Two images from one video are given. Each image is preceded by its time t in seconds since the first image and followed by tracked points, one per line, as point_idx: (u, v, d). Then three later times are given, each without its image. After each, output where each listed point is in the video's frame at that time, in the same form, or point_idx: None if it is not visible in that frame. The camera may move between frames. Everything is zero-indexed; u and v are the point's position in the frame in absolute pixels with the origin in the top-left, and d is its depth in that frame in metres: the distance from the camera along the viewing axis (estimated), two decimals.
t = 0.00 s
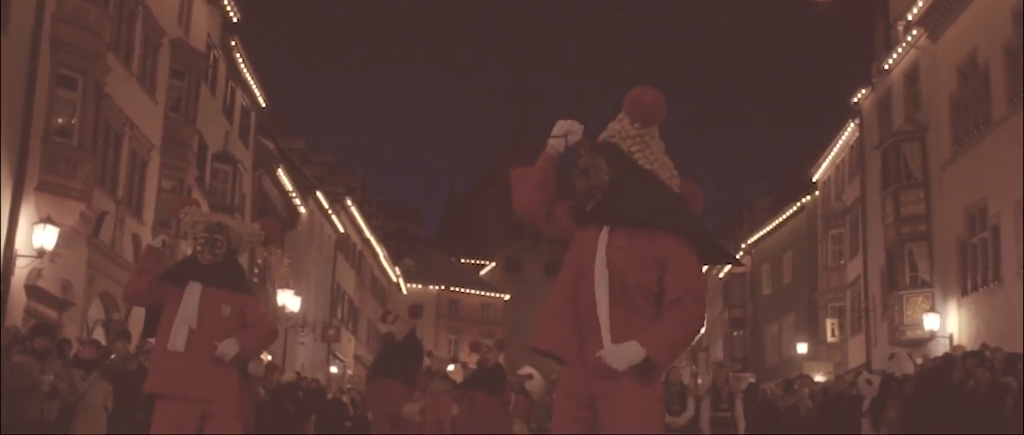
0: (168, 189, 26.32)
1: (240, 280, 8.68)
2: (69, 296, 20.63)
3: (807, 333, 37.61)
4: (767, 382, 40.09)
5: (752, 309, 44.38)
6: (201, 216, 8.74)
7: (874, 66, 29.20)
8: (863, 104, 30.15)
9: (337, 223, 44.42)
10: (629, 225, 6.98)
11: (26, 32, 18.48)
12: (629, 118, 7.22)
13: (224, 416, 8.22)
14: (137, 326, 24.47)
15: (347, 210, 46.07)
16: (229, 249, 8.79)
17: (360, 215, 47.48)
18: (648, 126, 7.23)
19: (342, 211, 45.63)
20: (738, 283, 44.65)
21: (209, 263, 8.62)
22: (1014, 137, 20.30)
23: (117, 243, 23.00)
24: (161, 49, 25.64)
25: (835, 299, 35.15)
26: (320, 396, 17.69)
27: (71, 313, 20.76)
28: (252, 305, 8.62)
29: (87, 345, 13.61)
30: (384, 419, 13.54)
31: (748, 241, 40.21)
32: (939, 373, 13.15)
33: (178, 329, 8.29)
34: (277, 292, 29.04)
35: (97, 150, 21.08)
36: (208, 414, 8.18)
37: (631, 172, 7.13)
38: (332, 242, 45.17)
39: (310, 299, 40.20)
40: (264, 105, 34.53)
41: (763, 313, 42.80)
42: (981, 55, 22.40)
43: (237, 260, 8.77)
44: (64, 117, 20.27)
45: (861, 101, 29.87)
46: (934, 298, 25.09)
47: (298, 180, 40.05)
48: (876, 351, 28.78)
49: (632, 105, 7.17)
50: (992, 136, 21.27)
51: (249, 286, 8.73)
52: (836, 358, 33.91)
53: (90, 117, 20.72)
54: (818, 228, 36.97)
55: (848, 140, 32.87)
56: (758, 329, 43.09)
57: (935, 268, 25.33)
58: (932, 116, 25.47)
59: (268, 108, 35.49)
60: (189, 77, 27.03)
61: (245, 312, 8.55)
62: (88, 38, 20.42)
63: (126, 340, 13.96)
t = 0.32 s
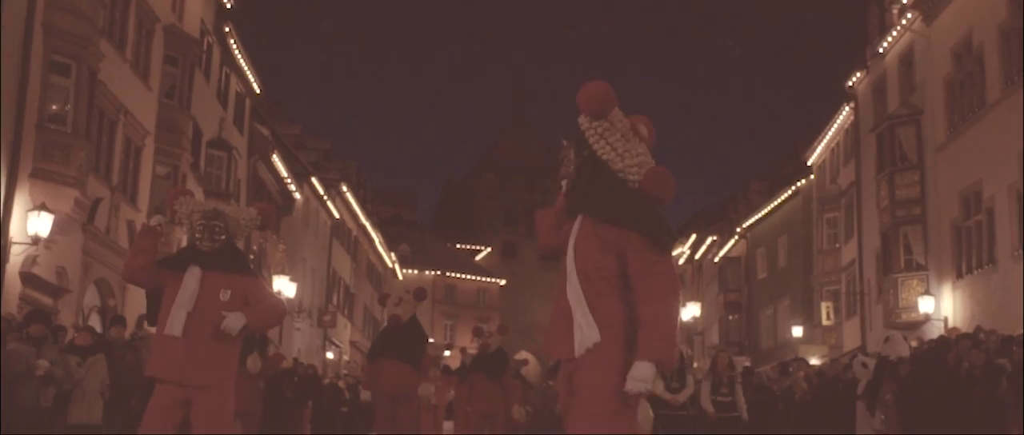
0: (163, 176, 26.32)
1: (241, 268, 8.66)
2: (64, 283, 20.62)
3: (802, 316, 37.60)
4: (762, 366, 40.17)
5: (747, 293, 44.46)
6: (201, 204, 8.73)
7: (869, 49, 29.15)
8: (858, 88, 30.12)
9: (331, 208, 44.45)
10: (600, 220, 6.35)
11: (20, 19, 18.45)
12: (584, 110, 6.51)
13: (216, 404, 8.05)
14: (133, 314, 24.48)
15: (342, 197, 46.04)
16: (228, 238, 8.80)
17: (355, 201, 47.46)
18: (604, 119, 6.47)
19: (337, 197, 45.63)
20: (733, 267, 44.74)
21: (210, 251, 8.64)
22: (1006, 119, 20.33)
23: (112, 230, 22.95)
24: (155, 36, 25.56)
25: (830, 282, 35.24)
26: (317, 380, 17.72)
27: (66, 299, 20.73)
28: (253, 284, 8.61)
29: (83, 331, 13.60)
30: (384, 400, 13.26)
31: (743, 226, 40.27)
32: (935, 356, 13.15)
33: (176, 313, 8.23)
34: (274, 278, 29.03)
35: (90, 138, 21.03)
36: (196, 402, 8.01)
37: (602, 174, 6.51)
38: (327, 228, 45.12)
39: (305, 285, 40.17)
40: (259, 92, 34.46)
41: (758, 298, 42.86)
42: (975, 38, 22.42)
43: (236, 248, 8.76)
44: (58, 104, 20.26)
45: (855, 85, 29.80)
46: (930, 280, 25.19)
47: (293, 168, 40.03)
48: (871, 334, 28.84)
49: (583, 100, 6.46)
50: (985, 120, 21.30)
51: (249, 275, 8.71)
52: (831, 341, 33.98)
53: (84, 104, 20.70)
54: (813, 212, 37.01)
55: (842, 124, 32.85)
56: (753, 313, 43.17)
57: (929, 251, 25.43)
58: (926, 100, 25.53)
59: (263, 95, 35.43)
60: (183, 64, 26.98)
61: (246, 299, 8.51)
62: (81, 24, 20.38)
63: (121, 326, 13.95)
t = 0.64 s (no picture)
0: (157, 161, 26.28)
1: (234, 249, 8.68)
2: (60, 267, 20.62)
3: (797, 299, 37.70)
4: (758, 349, 40.30)
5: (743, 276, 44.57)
6: (193, 186, 8.77)
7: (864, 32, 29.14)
8: (853, 71, 30.14)
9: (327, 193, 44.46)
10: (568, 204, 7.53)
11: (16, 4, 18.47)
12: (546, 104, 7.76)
13: (215, 379, 8.04)
14: (128, 300, 24.46)
15: (338, 181, 46.04)
16: (221, 218, 8.83)
17: (351, 186, 47.47)
18: (564, 107, 7.74)
19: (333, 182, 45.67)
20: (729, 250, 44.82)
21: (202, 229, 8.69)
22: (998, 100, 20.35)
23: (107, 215, 22.92)
24: (148, 20, 25.47)
25: (824, 264, 35.33)
26: (313, 365, 17.75)
27: (62, 284, 20.73)
28: (247, 264, 8.65)
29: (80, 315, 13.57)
30: (388, 388, 13.13)
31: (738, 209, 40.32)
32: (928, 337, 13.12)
33: (176, 296, 8.28)
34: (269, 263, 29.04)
35: (86, 123, 21.03)
36: (193, 378, 7.99)
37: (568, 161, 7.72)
38: (323, 213, 45.15)
39: (300, 269, 40.17)
40: (253, 76, 34.38)
41: (752, 281, 42.97)
42: (969, 21, 22.45)
43: (230, 228, 8.77)
44: (53, 89, 20.27)
45: (850, 68, 29.84)
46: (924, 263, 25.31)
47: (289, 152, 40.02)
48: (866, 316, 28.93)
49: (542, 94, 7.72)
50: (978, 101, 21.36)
51: (243, 254, 8.71)
52: (826, 324, 34.06)
53: (78, 89, 20.72)
54: (808, 195, 37.08)
55: (838, 107, 32.87)
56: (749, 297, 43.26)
57: (925, 233, 25.53)
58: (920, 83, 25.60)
59: (257, 79, 35.36)
60: (177, 48, 26.96)
61: (239, 279, 8.52)
62: (74, 8, 20.38)
63: (117, 311, 13.96)
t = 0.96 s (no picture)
0: (156, 147, 26.32)
1: (228, 239, 8.20)
2: (59, 254, 20.61)
3: (795, 285, 37.77)
4: (756, 335, 40.40)
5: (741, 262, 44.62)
6: (186, 170, 8.25)
7: (863, 18, 29.11)
8: (852, 57, 30.12)
9: (326, 180, 44.47)
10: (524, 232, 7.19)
11: None
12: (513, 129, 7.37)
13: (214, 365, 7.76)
14: (127, 286, 24.53)
15: (336, 168, 46.03)
16: (214, 205, 8.33)
17: (349, 172, 47.45)
18: (526, 135, 7.32)
19: (331, 168, 45.68)
20: (728, 236, 44.91)
21: (192, 220, 8.17)
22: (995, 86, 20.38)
23: (106, 202, 22.93)
24: (146, 7, 25.49)
25: (823, 251, 35.41)
26: (313, 351, 17.83)
27: (60, 271, 20.71)
28: (242, 258, 8.18)
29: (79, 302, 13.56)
30: (389, 375, 13.05)
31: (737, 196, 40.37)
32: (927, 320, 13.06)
33: (167, 282, 7.90)
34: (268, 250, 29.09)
35: (84, 110, 21.03)
36: (194, 365, 7.71)
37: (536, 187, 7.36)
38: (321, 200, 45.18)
39: (299, 256, 40.20)
40: (252, 63, 34.44)
41: (751, 268, 43.04)
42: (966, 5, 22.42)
43: (223, 216, 8.32)
44: (51, 75, 20.27)
45: (849, 54, 29.82)
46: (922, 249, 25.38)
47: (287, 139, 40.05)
48: (864, 302, 29.01)
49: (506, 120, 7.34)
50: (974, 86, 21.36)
51: (237, 242, 8.26)
52: (823, 310, 34.14)
53: (76, 76, 20.72)
54: (806, 181, 37.13)
55: (836, 94, 32.88)
56: (747, 283, 43.33)
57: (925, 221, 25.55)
58: (919, 69, 25.61)
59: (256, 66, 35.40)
60: (176, 35, 27.02)
61: (232, 268, 8.10)
62: None
63: (116, 297, 13.94)
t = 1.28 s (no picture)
0: (156, 137, 26.30)
1: (229, 225, 8.05)
2: (60, 245, 20.64)
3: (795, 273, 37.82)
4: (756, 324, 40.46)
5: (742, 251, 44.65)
6: (187, 156, 8.11)
7: (863, 7, 29.10)
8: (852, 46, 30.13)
9: (326, 170, 44.48)
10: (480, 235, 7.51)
11: None
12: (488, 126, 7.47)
13: (212, 351, 7.68)
14: (128, 277, 24.56)
15: (336, 157, 46.02)
16: (216, 190, 8.16)
17: (349, 162, 47.43)
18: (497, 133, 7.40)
19: (331, 158, 45.67)
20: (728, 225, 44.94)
21: (195, 205, 8.04)
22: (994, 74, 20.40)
23: (107, 192, 22.95)
24: None
25: (823, 240, 35.46)
26: (315, 340, 17.88)
27: (62, 261, 20.74)
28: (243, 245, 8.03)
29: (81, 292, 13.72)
30: (394, 364, 13.12)
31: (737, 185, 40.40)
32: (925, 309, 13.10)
33: (162, 269, 7.81)
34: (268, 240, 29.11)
35: (84, 100, 21.07)
36: (192, 351, 7.64)
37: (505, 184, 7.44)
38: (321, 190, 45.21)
39: (299, 246, 40.22)
40: (252, 53, 34.40)
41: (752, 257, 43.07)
42: None
43: (227, 201, 8.14)
44: (51, 65, 20.31)
45: (849, 43, 29.81)
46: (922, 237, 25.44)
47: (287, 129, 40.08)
48: (864, 291, 29.05)
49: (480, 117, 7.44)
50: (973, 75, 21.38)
51: (239, 226, 8.11)
52: (824, 299, 34.17)
53: (76, 66, 20.77)
54: (806, 170, 37.16)
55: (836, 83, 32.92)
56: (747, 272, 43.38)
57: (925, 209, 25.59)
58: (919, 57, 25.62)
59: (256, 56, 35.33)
60: (175, 25, 27.01)
61: (231, 254, 7.94)
62: None
63: (117, 287, 13.96)
